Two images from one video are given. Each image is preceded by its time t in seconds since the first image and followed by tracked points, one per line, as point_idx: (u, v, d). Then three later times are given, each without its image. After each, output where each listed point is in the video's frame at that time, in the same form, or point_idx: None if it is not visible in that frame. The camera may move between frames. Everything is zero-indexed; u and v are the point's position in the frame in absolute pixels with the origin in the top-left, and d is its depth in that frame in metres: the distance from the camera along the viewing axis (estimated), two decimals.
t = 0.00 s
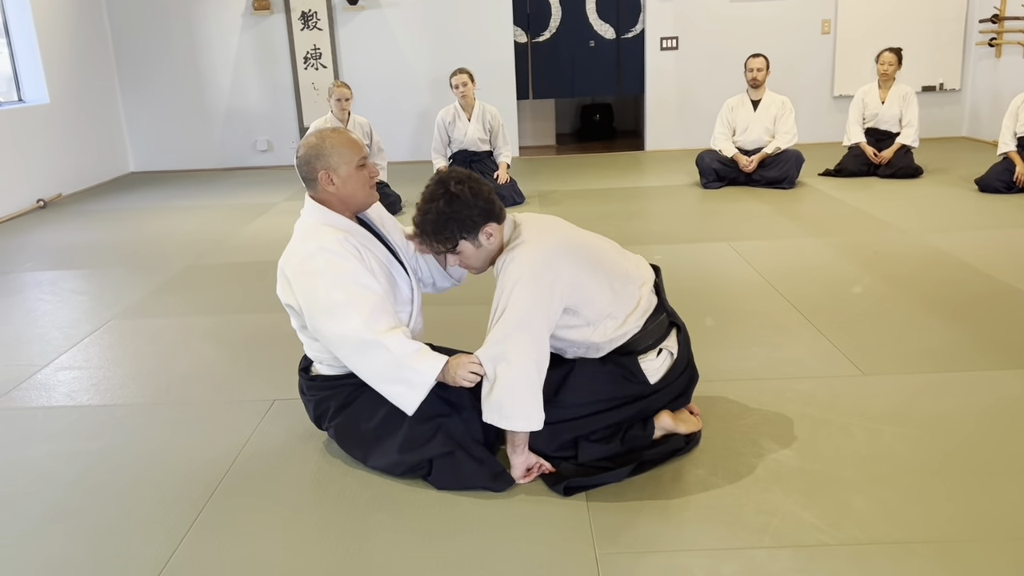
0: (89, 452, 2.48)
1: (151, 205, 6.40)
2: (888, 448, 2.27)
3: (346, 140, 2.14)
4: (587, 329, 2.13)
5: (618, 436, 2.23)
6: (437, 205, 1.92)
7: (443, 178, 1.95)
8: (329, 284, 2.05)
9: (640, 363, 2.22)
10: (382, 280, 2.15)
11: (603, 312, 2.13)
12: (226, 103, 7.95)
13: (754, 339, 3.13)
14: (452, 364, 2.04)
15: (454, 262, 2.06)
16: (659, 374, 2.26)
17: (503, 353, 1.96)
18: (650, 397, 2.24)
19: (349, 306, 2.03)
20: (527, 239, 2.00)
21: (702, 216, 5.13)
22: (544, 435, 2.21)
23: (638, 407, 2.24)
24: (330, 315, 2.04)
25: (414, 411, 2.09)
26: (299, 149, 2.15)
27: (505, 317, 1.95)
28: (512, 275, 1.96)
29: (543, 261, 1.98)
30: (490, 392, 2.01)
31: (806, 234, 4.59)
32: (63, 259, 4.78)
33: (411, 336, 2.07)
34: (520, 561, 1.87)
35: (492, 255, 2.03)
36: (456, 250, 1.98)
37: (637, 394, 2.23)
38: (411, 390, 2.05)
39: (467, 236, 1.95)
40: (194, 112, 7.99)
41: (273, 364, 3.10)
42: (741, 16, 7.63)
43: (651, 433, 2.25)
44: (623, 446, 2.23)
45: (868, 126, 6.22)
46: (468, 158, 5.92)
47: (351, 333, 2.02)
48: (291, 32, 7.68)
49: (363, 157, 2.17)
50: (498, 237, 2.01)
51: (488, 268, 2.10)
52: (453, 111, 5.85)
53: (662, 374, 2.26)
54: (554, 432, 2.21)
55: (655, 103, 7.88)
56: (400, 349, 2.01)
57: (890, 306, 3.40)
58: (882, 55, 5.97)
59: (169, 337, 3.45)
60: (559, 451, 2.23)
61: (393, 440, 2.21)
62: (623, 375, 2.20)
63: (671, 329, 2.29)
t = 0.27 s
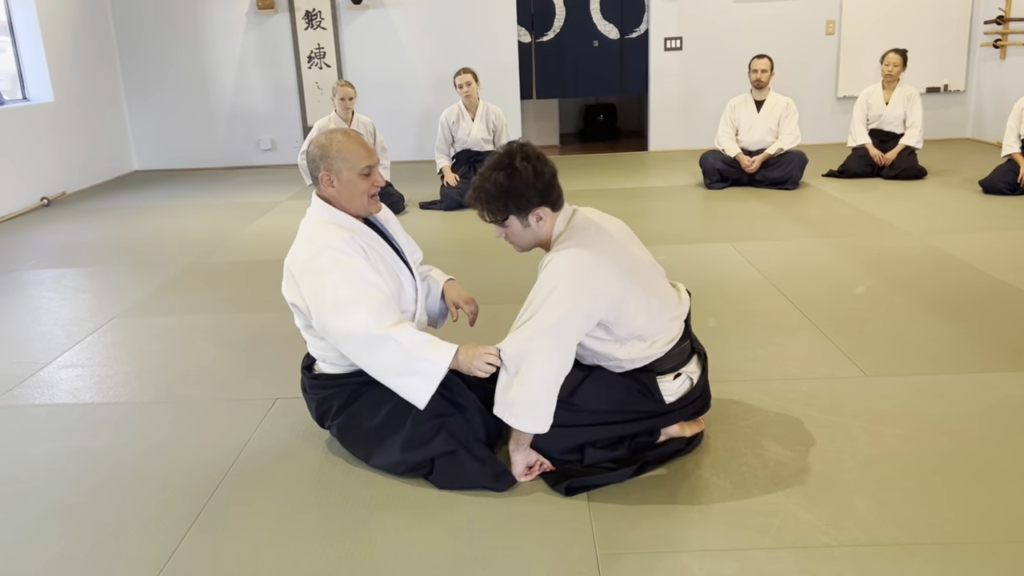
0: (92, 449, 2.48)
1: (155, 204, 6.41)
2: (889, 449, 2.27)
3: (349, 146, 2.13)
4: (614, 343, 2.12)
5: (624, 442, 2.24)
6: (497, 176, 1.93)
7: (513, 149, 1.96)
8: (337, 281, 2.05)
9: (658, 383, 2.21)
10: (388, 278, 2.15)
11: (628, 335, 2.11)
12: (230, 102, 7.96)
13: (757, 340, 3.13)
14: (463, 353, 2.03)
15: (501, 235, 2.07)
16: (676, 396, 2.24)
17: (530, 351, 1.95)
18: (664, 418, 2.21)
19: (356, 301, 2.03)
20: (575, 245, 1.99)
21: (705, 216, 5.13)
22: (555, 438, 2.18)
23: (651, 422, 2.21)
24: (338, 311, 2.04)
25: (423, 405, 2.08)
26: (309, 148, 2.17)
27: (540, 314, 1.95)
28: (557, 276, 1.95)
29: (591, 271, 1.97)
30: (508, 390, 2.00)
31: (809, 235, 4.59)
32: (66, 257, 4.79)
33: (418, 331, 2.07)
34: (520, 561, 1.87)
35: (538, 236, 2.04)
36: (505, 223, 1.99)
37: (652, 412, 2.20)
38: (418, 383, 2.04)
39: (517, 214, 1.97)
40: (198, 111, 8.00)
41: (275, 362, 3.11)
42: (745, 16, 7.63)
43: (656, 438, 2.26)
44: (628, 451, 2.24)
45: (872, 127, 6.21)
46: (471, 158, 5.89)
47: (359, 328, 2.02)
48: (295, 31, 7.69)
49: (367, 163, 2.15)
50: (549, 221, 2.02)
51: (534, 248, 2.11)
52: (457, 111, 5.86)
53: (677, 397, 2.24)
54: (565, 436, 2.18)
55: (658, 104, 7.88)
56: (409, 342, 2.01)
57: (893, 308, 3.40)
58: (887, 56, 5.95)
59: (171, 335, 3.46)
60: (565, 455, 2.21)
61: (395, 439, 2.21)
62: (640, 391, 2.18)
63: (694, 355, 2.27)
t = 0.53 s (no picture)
0: (95, 447, 2.49)
1: (158, 203, 6.42)
2: (891, 451, 2.27)
3: (359, 154, 2.10)
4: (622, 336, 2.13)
5: (624, 440, 2.23)
6: (527, 142, 1.97)
7: (546, 117, 2.00)
8: (329, 291, 2.05)
9: (653, 377, 2.21)
10: (383, 288, 2.14)
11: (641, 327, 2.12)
12: (234, 102, 7.97)
13: (760, 341, 3.13)
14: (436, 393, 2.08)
15: (522, 202, 2.12)
16: (672, 391, 2.24)
17: (554, 350, 1.96)
18: (661, 414, 2.22)
19: (343, 317, 2.04)
20: (597, 237, 1.99)
21: (709, 218, 5.13)
22: (555, 437, 2.18)
23: (649, 419, 2.22)
24: (326, 323, 2.05)
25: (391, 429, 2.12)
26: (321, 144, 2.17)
27: (562, 314, 1.95)
28: (576, 276, 1.94)
29: (609, 266, 1.97)
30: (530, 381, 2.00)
31: (812, 236, 4.58)
32: (71, 256, 4.80)
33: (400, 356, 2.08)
34: (522, 561, 1.87)
35: (558, 209, 2.08)
36: (526, 187, 2.03)
37: (649, 407, 2.21)
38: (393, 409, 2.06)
39: (540, 181, 2.01)
40: (202, 110, 8.02)
41: (278, 361, 3.12)
42: (750, 17, 7.62)
43: (656, 437, 2.26)
44: (628, 450, 2.23)
45: (876, 129, 6.21)
46: (474, 158, 5.88)
47: (342, 347, 2.04)
48: (299, 31, 7.70)
49: (372, 173, 2.12)
50: (570, 195, 2.05)
51: (552, 221, 2.14)
52: (461, 111, 5.86)
53: (674, 391, 2.24)
54: (563, 435, 2.18)
55: (662, 104, 7.88)
56: (385, 374, 2.03)
57: (896, 309, 3.39)
58: (891, 57, 5.95)
59: (175, 333, 3.46)
60: (566, 455, 2.21)
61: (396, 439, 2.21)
62: (636, 387, 2.19)
63: (690, 351, 2.27)
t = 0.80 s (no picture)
0: (97, 447, 2.49)
1: (160, 203, 6.42)
2: (893, 453, 2.26)
3: (360, 161, 2.08)
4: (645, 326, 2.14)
5: (625, 437, 2.24)
6: (575, 120, 2.00)
7: (593, 100, 2.02)
8: (307, 297, 2.05)
9: (655, 375, 2.20)
10: (367, 298, 2.14)
11: (664, 316, 2.15)
12: (236, 102, 7.98)
13: (761, 342, 3.12)
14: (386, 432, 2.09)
15: (556, 182, 2.12)
16: (675, 390, 2.23)
17: (607, 338, 1.95)
18: (663, 414, 2.21)
19: (314, 328, 2.03)
20: (641, 224, 2.00)
21: (711, 219, 5.12)
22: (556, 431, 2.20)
23: (650, 418, 2.22)
24: (300, 330, 2.05)
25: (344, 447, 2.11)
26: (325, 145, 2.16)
27: (613, 302, 1.95)
28: (624, 264, 1.95)
29: (651, 254, 1.99)
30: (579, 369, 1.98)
31: (815, 238, 4.58)
32: (73, 255, 4.80)
33: (359, 375, 2.07)
34: (524, 562, 1.87)
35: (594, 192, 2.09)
36: (566, 165, 2.04)
37: (650, 406, 2.20)
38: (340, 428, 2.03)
39: (581, 160, 2.02)
40: (205, 110, 8.02)
41: (279, 361, 3.12)
42: (752, 19, 7.62)
43: (657, 437, 2.26)
44: (629, 448, 2.24)
45: (879, 131, 6.20)
46: (477, 159, 5.88)
47: (308, 358, 2.04)
48: (302, 31, 7.70)
49: (368, 181, 2.10)
50: (608, 178, 2.07)
51: (584, 204, 2.15)
52: (463, 112, 5.85)
53: (677, 391, 2.22)
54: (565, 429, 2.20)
55: (664, 106, 7.88)
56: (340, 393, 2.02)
57: (899, 311, 3.39)
58: (894, 59, 5.93)
59: (177, 333, 3.46)
60: (567, 450, 2.24)
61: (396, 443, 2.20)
62: (638, 385, 2.18)
63: (696, 353, 2.26)
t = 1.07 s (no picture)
0: (98, 448, 2.49)
1: (162, 203, 6.43)
2: (893, 456, 2.26)
3: (357, 161, 2.09)
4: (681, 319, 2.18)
5: (627, 442, 2.24)
6: (614, 111, 2.05)
7: (631, 96, 2.09)
8: (303, 298, 2.05)
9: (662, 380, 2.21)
10: (364, 300, 2.14)
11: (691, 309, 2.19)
12: (238, 103, 7.98)
13: (762, 345, 3.12)
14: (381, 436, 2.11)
15: (586, 173, 2.17)
16: (680, 396, 2.23)
17: (673, 319, 1.97)
18: (666, 420, 2.22)
19: (309, 328, 2.03)
20: (673, 213, 2.06)
21: (712, 221, 5.12)
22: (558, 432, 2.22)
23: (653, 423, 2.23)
24: (295, 331, 2.05)
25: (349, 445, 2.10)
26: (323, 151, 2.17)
27: (672, 285, 1.98)
28: (675, 249, 2.00)
29: (691, 240, 2.05)
30: (643, 352, 1.99)
31: (816, 241, 4.58)
32: (74, 256, 4.81)
33: (353, 374, 2.06)
34: (525, 564, 1.87)
35: (624, 185, 2.14)
36: (600, 155, 2.10)
37: (654, 411, 2.21)
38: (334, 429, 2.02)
39: (616, 151, 2.08)
40: (207, 111, 8.03)
41: (280, 362, 3.12)
42: (754, 21, 7.62)
43: (659, 440, 2.27)
44: (631, 452, 2.24)
45: (881, 133, 6.20)
46: (478, 161, 5.88)
47: (304, 359, 2.04)
48: (304, 33, 7.71)
49: (365, 182, 2.10)
50: (639, 173, 2.12)
51: (611, 199, 2.20)
52: (465, 113, 5.85)
53: (683, 397, 2.23)
54: (568, 430, 2.22)
55: (665, 108, 7.88)
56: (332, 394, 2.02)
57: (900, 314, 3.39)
58: (895, 62, 5.93)
59: (177, 334, 3.46)
60: (570, 452, 2.24)
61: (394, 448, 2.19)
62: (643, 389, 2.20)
63: (703, 361, 2.28)
